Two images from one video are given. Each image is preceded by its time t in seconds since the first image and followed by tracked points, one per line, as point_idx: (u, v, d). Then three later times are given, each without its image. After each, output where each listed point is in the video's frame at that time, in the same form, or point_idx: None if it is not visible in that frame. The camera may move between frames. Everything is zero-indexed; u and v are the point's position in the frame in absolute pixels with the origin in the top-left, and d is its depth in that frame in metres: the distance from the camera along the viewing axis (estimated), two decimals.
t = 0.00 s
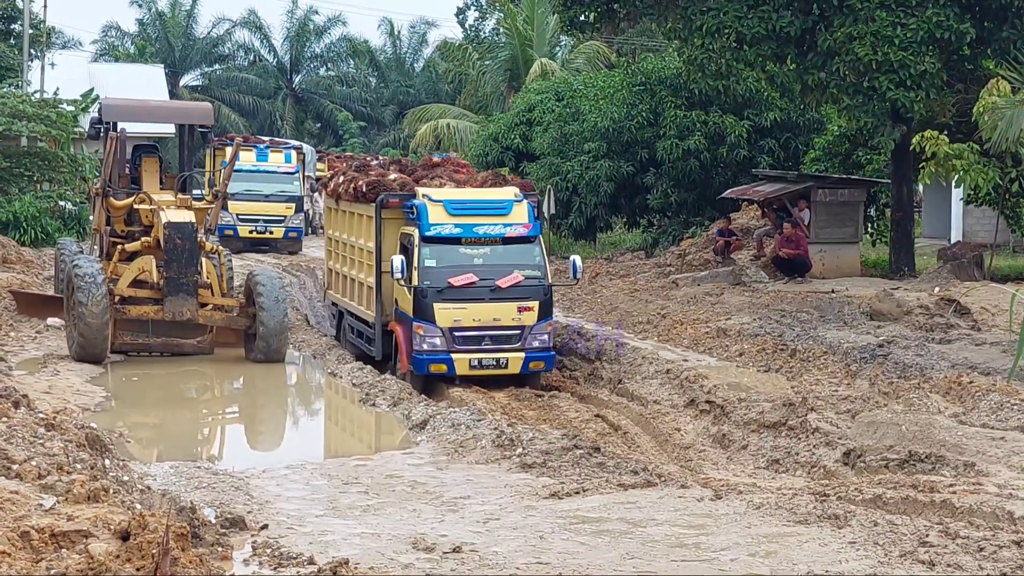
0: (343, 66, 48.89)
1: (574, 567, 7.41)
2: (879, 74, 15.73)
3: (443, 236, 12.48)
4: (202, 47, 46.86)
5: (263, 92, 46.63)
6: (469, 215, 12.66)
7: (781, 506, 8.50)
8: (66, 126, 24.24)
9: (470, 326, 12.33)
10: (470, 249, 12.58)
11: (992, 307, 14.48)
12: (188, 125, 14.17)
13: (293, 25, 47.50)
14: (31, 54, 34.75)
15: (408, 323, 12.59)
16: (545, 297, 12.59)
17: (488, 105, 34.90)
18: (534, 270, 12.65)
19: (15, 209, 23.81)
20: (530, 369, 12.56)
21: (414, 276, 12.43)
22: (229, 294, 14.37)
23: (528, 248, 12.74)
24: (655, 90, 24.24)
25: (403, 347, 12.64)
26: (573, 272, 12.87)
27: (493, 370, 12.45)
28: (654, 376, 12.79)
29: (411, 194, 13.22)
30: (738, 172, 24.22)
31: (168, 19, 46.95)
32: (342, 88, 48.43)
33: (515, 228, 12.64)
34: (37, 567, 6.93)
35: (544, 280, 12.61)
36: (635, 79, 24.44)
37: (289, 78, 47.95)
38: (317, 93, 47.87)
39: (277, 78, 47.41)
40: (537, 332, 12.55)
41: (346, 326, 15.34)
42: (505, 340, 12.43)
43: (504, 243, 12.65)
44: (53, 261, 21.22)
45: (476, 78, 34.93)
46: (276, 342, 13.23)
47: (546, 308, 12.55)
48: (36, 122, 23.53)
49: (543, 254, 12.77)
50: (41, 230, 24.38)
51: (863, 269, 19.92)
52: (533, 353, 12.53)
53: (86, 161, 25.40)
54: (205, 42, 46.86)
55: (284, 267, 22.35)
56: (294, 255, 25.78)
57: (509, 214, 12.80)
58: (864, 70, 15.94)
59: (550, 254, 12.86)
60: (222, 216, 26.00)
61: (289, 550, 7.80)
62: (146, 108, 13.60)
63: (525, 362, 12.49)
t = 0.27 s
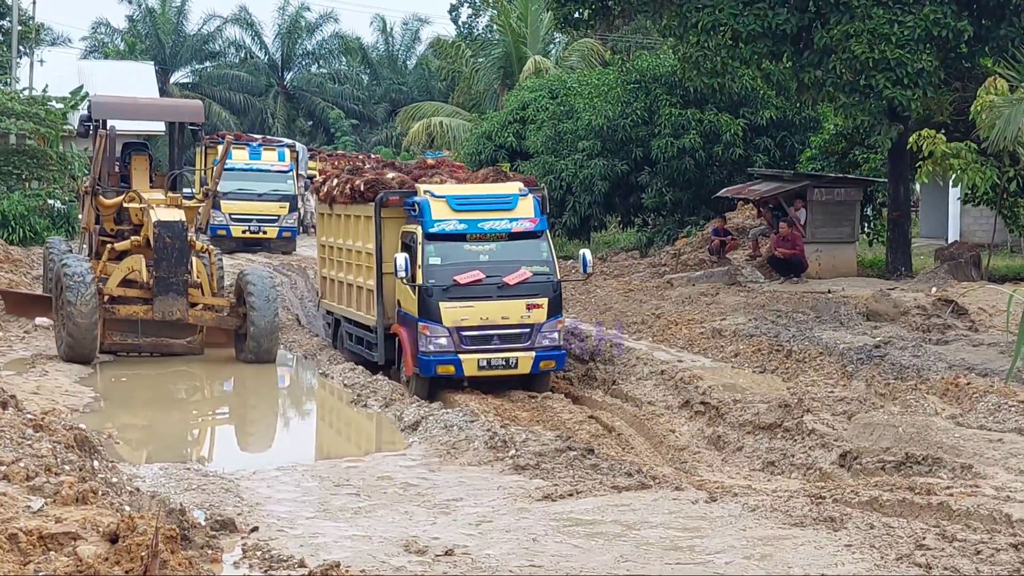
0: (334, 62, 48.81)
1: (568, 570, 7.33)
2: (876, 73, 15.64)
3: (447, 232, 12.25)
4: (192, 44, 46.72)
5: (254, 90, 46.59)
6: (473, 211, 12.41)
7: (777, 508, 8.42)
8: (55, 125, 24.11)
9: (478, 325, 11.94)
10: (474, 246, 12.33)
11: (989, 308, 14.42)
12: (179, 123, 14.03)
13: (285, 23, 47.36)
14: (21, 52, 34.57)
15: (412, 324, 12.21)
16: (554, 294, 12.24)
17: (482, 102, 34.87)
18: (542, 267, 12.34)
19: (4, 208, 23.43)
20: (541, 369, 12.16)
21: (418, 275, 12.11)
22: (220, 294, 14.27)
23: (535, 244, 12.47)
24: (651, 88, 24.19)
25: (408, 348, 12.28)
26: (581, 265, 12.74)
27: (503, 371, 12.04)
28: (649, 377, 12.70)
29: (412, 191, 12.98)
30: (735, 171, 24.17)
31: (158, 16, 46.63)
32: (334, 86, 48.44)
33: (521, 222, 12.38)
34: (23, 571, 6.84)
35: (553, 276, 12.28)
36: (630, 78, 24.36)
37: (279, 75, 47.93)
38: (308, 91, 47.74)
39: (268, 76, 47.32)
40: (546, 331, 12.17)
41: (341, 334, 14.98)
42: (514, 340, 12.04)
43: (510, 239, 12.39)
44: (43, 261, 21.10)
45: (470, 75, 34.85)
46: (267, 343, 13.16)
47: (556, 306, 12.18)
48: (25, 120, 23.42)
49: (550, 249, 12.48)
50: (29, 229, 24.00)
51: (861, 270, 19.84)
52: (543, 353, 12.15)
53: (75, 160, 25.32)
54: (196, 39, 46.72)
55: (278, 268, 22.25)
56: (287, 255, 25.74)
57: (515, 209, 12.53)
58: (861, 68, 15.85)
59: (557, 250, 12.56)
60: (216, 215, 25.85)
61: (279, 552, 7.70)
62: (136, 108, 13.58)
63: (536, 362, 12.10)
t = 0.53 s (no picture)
0: (323, 59, 48.48)
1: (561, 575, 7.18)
2: (874, 70, 15.53)
3: (447, 236, 11.93)
4: (178, 39, 46.49)
5: (242, 87, 46.43)
6: (474, 213, 12.06)
7: (773, 511, 8.28)
8: (38, 122, 23.86)
9: (482, 333, 11.68)
10: (476, 250, 12.00)
11: (988, 308, 14.31)
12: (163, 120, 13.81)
13: (272, 20, 47.25)
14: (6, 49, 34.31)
15: (413, 332, 11.93)
16: (561, 298, 11.99)
17: (473, 100, 34.72)
18: (547, 270, 12.06)
19: None
20: (548, 376, 11.94)
21: (418, 281, 11.82)
22: (207, 294, 14.09)
23: (539, 246, 12.14)
24: (645, 84, 24.07)
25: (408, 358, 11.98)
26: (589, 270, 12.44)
27: (509, 379, 11.81)
28: (643, 378, 12.55)
29: (409, 194, 12.62)
30: (729, 170, 24.06)
31: (144, 11, 46.17)
32: (323, 83, 48.15)
33: (524, 224, 12.04)
34: None
35: (559, 280, 12.02)
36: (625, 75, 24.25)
37: (267, 73, 47.78)
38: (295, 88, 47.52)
39: (256, 72, 47.16)
40: (553, 336, 11.94)
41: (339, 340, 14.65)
42: (520, 347, 11.81)
43: (513, 241, 12.06)
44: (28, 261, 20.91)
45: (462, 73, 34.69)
46: (254, 344, 12.98)
47: (562, 310, 11.93)
48: (7, 118, 23.21)
49: (555, 251, 12.17)
50: (12, 228, 23.82)
51: (857, 270, 19.72)
52: (550, 360, 11.93)
53: (59, 159, 24.84)
54: (183, 35, 46.48)
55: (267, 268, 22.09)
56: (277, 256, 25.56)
57: (518, 209, 12.16)
58: (859, 65, 15.73)
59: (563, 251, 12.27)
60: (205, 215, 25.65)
61: (267, 557, 7.55)
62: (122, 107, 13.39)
63: (543, 370, 11.87)
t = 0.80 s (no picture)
0: (312, 55, 48.31)
1: None
2: (871, 66, 15.41)
3: (448, 236, 11.66)
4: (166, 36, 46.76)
5: (230, 84, 46.27)
6: (476, 211, 11.79)
7: (769, 514, 8.17)
8: (23, 120, 23.38)
9: (485, 337, 11.39)
10: (479, 249, 11.73)
11: (988, 308, 14.19)
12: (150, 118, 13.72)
13: (261, 15, 47.11)
14: None
15: (414, 336, 11.63)
16: (566, 299, 11.72)
17: (465, 96, 34.57)
18: (552, 270, 11.80)
19: None
20: (554, 380, 11.68)
21: (418, 283, 11.52)
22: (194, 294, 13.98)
23: (543, 245, 11.89)
24: (640, 80, 23.82)
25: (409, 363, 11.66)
26: (598, 267, 12.05)
27: (514, 385, 11.53)
28: (637, 379, 12.42)
29: (408, 192, 12.30)
30: (724, 167, 23.91)
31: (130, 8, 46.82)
32: (312, 79, 47.71)
33: (528, 223, 11.79)
34: None
35: (564, 280, 11.75)
36: (619, 71, 24.06)
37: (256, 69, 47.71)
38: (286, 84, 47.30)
39: (244, 69, 46.99)
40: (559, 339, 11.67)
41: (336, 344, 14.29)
42: (525, 351, 11.52)
43: (516, 240, 11.79)
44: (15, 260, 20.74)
45: (453, 68, 34.55)
46: (243, 345, 12.87)
47: (568, 312, 11.65)
48: None
49: (560, 250, 11.91)
50: None
51: (855, 269, 19.58)
52: (556, 363, 11.65)
53: (44, 156, 24.25)
54: (169, 32, 46.70)
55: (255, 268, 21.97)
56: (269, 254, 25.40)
57: (522, 207, 11.90)
58: (856, 61, 15.61)
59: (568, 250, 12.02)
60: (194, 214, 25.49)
61: (256, 561, 7.43)
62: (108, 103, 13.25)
63: (549, 374, 11.58)
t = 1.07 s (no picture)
0: (303, 57, 48.34)
1: None
2: (860, 66, 15.45)
3: (452, 235, 11.30)
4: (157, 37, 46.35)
5: (222, 87, 46.26)
6: (481, 210, 11.44)
7: (761, 512, 8.18)
8: (13, 122, 23.11)
9: (489, 340, 11.00)
10: (483, 250, 11.37)
11: (978, 306, 14.24)
12: (142, 120, 13.70)
13: (251, 18, 47.11)
14: None
15: (415, 338, 11.26)
16: (573, 302, 11.34)
17: (456, 98, 34.62)
18: (559, 272, 11.44)
19: None
20: (561, 385, 11.27)
21: (420, 284, 11.17)
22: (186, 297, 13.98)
23: (550, 246, 11.54)
24: (630, 82, 23.88)
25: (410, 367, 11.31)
26: (606, 268, 11.68)
27: (519, 389, 11.13)
28: (629, 379, 12.43)
29: (412, 190, 11.97)
30: (715, 169, 23.95)
31: (121, 10, 46.46)
32: (303, 81, 48.07)
33: (535, 222, 11.43)
34: None
35: (571, 283, 11.38)
36: (610, 72, 24.10)
37: (247, 71, 47.65)
38: (274, 86, 47.47)
39: (235, 71, 47.01)
40: (566, 342, 11.28)
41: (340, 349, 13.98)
42: (531, 355, 11.14)
43: (522, 241, 11.44)
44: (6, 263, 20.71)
45: (444, 70, 34.61)
46: (235, 347, 12.85)
47: (575, 315, 11.28)
48: None
49: (568, 251, 11.56)
50: None
51: (846, 269, 19.63)
52: (562, 368, 11.26)
53: (35, 158, 24.03)
54: (160, 33, 46.32)
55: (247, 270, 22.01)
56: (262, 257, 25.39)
57: (528, 206, 11.56)
58: (846, 62, 15.65)
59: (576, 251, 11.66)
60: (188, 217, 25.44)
61: (249, 562, 7.43)
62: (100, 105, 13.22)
63: (555, 378, 11.19)
